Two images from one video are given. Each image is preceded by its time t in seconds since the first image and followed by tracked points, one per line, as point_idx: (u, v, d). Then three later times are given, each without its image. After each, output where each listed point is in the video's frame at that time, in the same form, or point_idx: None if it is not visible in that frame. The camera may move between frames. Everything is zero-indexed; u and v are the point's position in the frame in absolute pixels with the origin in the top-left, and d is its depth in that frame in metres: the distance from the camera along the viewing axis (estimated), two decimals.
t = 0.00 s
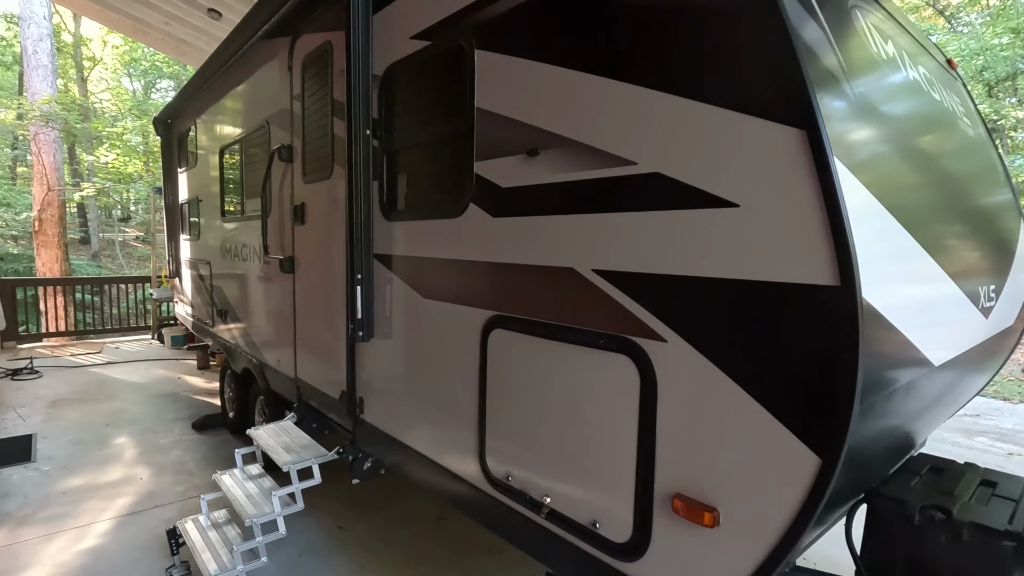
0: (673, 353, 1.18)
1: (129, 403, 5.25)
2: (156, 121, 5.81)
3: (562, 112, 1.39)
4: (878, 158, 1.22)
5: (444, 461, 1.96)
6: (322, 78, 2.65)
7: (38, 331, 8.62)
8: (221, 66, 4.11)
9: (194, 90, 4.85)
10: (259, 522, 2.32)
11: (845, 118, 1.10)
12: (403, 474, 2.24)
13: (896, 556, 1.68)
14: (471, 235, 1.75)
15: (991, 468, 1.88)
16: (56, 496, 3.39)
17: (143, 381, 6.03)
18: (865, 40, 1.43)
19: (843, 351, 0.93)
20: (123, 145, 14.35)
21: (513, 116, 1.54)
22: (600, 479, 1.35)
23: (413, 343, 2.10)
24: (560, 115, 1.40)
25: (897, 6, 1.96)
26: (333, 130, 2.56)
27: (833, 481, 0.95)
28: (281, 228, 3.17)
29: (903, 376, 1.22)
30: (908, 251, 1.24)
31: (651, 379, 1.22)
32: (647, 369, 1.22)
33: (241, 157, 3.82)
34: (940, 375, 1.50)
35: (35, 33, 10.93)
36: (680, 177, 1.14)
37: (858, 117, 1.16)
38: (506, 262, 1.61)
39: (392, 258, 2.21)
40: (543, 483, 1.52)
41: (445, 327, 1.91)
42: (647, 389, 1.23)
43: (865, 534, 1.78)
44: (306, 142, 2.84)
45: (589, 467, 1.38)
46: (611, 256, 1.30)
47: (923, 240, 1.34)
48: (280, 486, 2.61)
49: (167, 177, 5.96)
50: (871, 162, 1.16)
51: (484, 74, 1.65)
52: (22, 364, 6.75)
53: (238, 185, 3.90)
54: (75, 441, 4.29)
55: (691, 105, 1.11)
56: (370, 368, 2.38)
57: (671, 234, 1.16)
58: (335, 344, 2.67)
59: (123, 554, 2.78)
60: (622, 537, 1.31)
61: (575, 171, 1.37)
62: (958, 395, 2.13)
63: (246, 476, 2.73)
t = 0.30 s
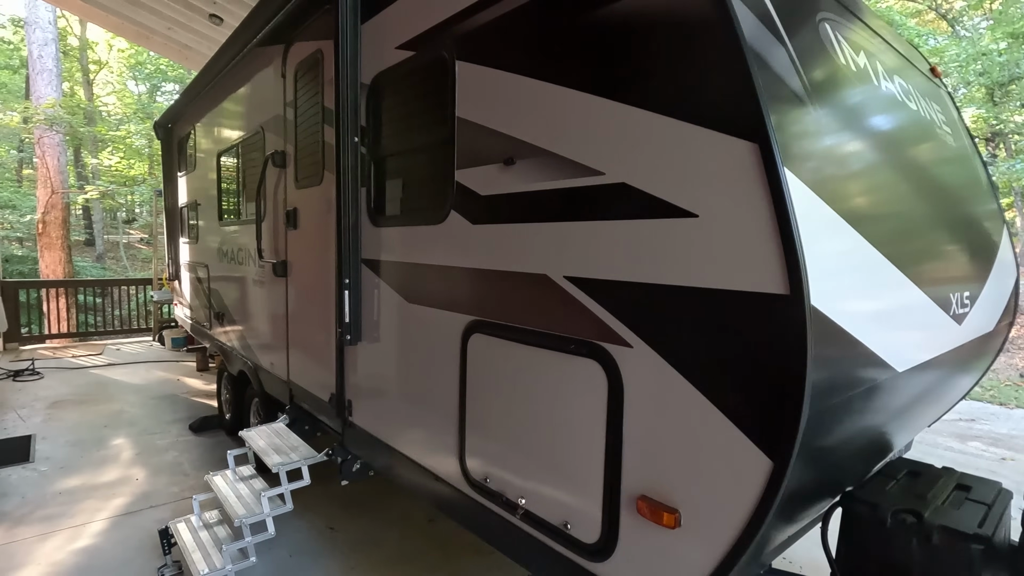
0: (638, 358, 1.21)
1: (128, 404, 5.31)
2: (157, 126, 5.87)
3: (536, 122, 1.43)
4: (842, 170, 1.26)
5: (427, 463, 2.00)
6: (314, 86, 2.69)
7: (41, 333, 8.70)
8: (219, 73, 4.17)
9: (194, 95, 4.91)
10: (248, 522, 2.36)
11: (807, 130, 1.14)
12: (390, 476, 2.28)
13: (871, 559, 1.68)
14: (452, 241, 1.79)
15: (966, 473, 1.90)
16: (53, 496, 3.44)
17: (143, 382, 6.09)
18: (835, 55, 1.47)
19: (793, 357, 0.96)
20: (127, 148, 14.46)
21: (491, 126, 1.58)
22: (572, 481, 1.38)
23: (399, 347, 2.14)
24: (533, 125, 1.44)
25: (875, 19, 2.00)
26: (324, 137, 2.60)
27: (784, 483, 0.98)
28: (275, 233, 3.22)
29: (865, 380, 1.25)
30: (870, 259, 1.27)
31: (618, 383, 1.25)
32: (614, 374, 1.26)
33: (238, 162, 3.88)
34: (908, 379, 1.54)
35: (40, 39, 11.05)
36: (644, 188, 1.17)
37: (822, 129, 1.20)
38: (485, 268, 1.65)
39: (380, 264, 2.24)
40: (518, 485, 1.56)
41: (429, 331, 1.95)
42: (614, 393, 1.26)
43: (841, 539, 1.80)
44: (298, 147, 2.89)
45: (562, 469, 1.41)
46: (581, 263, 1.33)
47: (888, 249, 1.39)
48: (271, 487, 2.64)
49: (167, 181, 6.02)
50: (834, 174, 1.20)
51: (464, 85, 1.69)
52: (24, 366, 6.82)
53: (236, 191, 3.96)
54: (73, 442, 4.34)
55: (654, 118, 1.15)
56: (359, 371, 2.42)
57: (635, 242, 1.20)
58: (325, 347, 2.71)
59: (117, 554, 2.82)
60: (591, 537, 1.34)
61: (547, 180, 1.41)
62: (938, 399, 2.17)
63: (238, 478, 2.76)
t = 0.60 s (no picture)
0: (602, 357, 1.26)
1: (127, 405, 5.37)
2: (157, 130, 5.94)
3: (510, 131, 1.49)
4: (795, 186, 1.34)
5: (411, 461, 2.05)
6: (305, 93, 2.75)
7: (43, 334, 8.78)
8: (217, 78, 4.24)
9: (193, 100, 4.98)
10: (238, 519, 2.40)
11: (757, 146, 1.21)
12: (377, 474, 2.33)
13: (840, 554, 1.73)
14: (434, 245, 1.85)
15: (936, 471, 1.95)
16: (50, 495, 3.50)
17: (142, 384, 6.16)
18: (800, 68, 1.53)
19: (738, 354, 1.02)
20: (129, 152, 14.56)
21: (468, 135, 1.64)
22: (543, 476, 1.43)
23: (385, 347, 2.19)
24: (507, 134, 1.50)
25: (852, 29, 2.05)
26: (315, 143, 2.66)
27: (732, 476, 1.03)
28: (269, 236, 3.29)
29: (810, 374, 1.33)
30: (816, 260, 1.36)
31: (584, 382, 1.30)
32: (579, 372, 1.31)
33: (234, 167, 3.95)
34: (864, 377, 1.62)
35: (44, 43, 11.17)
36: (607, 194, 1.22)
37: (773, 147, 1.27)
38: (464, 270, 1.71)
39: (368, 267, 2.29)
40: (494, 481, 1.61)
41: (412, 332, 2.01)
42: (581, 392, 1.31)
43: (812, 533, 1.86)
44: (291, 153, 2.95)
45: (534, 464, 1.46)
46: (551, 267, 1.38)
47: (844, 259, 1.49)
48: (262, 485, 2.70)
49: (167, 184, 6.09)
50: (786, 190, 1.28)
51: (444, 94, 1.75)
52: (25, 367, 6.89)
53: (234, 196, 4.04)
54: (72, 441, 4.40)
55: (615, 128, 1.20)
56: (347, 372, 2.48)
57: (599, 247, 1.25)
58: (316, 348, 2.77)
59: (111, 551, 2.87)
60: (560, 531, 1.39)
61: (520, 187, 1.47)
62: (913, 398, 2.25)
63: (230, 476, 2.81)
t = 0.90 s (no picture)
0: (572, 356, 1.32)
1: (127, 405, 5.44)
2: (159, 134, 6.01)
3: (489, 139, 1.55)
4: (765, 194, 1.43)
5: (399, 457, 2.11)
6: (300, 100, 2.82)
7: (45, 335, 8.87)
8: (217, 84, 4.31)
9: (193, 104, 5.06)
10: (232, 514, 2.46)
11: (725, 159, 1.29)
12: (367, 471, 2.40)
13: (812, 548, 1.78)
14: (420, 248, 1.92)
15: (909, 469, 2.00)
16: (50, 492, 3.56)
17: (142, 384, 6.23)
18: (767, 79, 1.60)
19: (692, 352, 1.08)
20: (132, 154, 14.66)
21: (451, 142, 1.71)
22: (519, 470, 1.50)
23: (374, 348, 2.25)
24: (487, 142, 1.56)
25: (828, 39, 2.10)
26: (309, 148, 2.73)
27: (689, 467, 1.10)
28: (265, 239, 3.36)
29: (781, 373, 1.43)
30: (777, 262, 1.41)
31: (556, 379, 1.37)
32: (551, 370, 1.38)
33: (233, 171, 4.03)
34: (840, 375, 1.74)
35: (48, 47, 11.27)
36: (576, 201, 1.29)
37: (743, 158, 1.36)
38: (447, 273, 1.77)
39: (360, 269, 2.36)
40: (475, 475, 1.67)
41: (400, 333, 2.07)
42: (553, 388, 1.38)
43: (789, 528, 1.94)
44: (286, 158, 3.02)
45: (511, 458, 1.52)
46: (526, 269, 1.45)
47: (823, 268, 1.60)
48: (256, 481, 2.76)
49: (167, 187, 6.17)
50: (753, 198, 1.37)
51: (429, 103, 1.81)
52: (27, 367, 6.97)
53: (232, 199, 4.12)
54: (72, 440, 4.47)
55: (584, 137, 1.27)
56: (338, 372, 2.54)
57: (569, 250, 1.31)
58: (310, 349, 2.83)
59: (109, 547, 2.94)
60: (535, 522, 1.45)
61: (498, 193, 1.53)
62: (892, 395, 2.31)
63: (225, 473, 2.87)
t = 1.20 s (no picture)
0: (548, 356, 1.38)
1: (127, 406, 5.50)
2: (160, 139, 6.09)
3: (472, 148, 1.62)
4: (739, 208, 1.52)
5: (389, 455, 2.18)
6: (295, 107, 2.89)
7: (47, 337, 8.94)
8: (215, 89, 4.39)
9: (193, 108, 5.12)
10: (227, 511, 2.52)
11: (699, 176, 1.37)
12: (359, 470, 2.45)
13: (786, 543, 1.84)
14: (409, 252, 1.98)
15: (884, 467, 2.06)
16: (50, 491, 3.63)
17: (142, 386, 6.30)
18: (740, 90, 1.65)
19: (659, 352, 1.15)
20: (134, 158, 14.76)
21: (437, 150, 1.77)
22: (500, 465, 1.56)
23: (365, 349, 2.32)
24: (470, 150, 1.63)
25: (806, 49, 2.16)
26: (303, 154, 2.80)
27: (654, 460, 1.16)
28: (262, 243, 3.43)
29: (756, 375, 1.56)
30: (741, 267, 1.48)
31: (534, 378, 1.43)
32: (529, 370, 1.44)
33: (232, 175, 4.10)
34: (821, 372, 1.86)
35: (51, 52, 11.40)
36: (551, 208, 1.36)
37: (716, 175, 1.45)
38: (433, 276, 1.84)
39: (352, 272, 2.42)
40: (459, 472, 1.73)
41: (390, 335, 2.13)
42: (531, 388, 1.44)
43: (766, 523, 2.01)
44: (282, 164, 3.09)
45: (493, 455, 1.58)
46: (506, 273, 1.51)
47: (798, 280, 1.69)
48: (251, 480, 2.81)
49: (167, 190, 6.24)
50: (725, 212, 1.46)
51: (417, 112, 1.88)
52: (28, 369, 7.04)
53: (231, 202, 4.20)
54: (71, 441, 4.53)
55: (557, 147, 1.33)
56: (331, 372, 2.60)
57: (545, 255, 1.38)
58: (304, 350, 2.89)
59: (107, 544, 3.00)
60: (514, 516, 1.51)
61: (480, 200, 1.60)
62: (875, 393, 2.39)
63: (221, 472, 2.92)
